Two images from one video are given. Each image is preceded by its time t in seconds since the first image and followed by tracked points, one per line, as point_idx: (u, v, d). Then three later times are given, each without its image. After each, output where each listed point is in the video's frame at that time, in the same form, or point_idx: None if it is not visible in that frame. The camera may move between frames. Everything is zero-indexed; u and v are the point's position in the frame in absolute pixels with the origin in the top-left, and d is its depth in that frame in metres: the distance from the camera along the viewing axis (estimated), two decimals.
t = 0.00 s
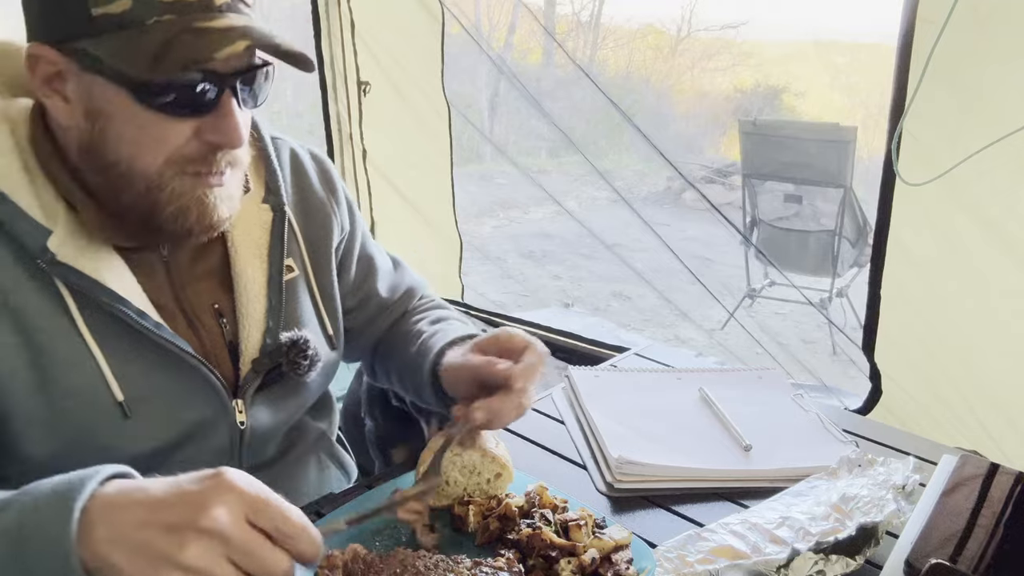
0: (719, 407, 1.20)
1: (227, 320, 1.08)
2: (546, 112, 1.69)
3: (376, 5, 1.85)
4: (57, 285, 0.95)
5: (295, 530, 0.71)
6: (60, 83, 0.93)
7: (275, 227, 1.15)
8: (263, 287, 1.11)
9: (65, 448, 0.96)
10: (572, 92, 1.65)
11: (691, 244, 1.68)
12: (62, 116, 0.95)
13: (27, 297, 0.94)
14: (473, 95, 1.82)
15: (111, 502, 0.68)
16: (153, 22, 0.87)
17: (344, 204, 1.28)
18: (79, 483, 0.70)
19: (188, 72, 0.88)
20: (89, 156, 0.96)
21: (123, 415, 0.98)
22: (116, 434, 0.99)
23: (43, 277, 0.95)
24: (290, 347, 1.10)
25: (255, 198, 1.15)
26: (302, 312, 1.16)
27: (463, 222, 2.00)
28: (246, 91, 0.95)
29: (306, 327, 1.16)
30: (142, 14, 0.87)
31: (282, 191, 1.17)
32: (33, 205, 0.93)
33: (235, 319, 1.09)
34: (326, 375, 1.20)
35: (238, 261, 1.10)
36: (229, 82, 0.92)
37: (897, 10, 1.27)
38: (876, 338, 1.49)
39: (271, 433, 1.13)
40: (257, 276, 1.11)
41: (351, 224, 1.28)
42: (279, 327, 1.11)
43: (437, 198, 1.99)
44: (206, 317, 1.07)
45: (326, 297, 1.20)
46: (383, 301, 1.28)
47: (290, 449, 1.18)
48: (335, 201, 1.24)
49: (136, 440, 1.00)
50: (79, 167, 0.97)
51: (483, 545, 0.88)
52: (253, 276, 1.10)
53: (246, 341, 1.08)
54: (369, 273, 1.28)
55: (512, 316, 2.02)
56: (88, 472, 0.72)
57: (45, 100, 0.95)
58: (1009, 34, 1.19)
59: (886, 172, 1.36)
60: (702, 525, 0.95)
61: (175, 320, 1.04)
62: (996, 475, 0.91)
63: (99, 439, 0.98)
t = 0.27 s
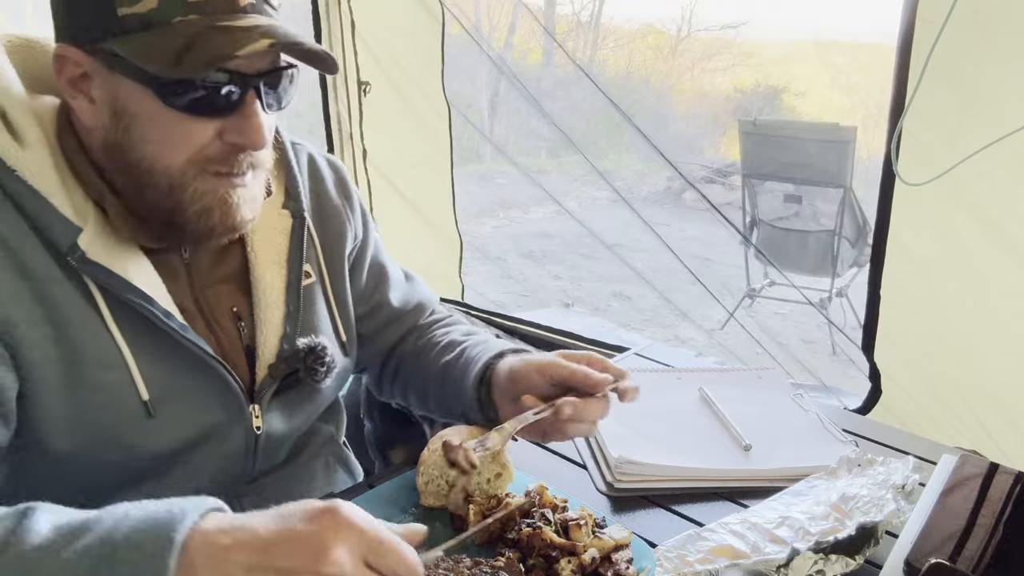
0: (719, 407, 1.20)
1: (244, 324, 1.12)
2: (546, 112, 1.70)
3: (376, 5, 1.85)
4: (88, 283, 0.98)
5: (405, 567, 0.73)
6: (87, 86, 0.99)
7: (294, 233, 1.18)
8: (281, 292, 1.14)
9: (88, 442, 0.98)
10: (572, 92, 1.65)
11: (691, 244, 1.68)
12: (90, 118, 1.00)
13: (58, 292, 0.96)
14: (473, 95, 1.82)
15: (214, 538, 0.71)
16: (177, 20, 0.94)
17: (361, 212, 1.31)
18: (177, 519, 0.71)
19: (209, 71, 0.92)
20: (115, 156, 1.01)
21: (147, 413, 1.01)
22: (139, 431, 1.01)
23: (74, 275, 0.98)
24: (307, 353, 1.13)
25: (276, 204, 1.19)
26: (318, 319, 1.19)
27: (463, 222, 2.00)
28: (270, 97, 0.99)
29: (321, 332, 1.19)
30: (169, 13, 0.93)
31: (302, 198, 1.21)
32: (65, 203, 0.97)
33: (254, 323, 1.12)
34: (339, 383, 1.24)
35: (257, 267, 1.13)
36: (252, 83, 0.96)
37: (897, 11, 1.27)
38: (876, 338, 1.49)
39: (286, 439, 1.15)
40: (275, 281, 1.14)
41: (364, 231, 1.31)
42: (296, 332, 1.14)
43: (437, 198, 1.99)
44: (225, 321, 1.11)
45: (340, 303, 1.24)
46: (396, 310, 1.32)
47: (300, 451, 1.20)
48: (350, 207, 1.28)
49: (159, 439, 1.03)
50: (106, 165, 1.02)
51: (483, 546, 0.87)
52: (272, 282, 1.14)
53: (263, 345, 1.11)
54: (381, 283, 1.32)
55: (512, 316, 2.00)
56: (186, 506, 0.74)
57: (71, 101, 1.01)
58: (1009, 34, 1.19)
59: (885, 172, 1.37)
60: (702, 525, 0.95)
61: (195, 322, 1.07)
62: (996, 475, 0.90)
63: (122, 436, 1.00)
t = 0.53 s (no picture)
0: (719, 407, 1.20)
1: (265, 334, 1.13)
2: (546, 112, 1.70)
3: (377, 5, 1.85)
4: (114, 296, 0.98)
5: None
6: (112, 90, 0.99)
7: (316, 243, 1.20)
8: (302, 303, 1.16)
9: (112, 455, 0.98)
10: (572, 92, 1.65)
11: (691, 244, 1.68)
12: (114, 122, 1.01)
13: (84, 303, 0.96)
14: (473, 95, 1.82)
15: None
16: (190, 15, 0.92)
17: (380, 219, 1.33)
18: None
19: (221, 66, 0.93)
20: (136, 161, 1.01)
21: (170, 426, 1.02)
22: (163, 444, 1.02)
23: (100, 288, 0.97)
24: (327, 367, 1.15)
25: (298, 214, 1.21)
26: (337, 331, 1.21)
27: (463, 222, 2.00)
28: (287, 96, 1.00)
29: (339, 344, 1.21)
30: (175, 7, 0.92)
31: (324, 207, 1.23)
32: (92, 214, 0.97)
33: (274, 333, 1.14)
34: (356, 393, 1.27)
35: (279, 278, 1.15)
36: (266, 83, 0.96)
37: (897, 11, 1.27)
38: (876, 338, 1.49)
39: (304, 450, 1.17)
40: (297, 293, 1.16)
41: (382, 239, 1.33)
42: (316, 344, 1.16)
43: (437, 198, 1.99)
44: (247, 333, 1.12)
45: (358, 313, 1.26)
46: (417, 316, 1.33)
47: (315, 459, 1.21)
48: (370, 216, 1.30)
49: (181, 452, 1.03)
50: (126, 171, 1.03)
51: (484, 545, 0.87)
52: (293, 294, 1.15)
53: (283, 356, 1.12)
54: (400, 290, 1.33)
55: (512, 317, 2.02)
56: None
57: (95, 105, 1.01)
58: (1009, 34, 1.19)
59: (885, 172, 1.37)
60: (701, 526, 0.95)
61: (218, 333, 1.08)
62: (995, 475, 0.91)
63: (144, 449, 1.00)
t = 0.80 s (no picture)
0: (719, 407, 1.20)
1: (278, 345, 1.12)
2: (546, 112, 1.70)
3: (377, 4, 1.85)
4: (129, 305, 0.99)
5: None
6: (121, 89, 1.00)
7: (337, 258, 1.20)
8: (321, 318, 1.16)
9: (122, 463, 0.99)
10: (572, 92, 1.65)
11: (691, 244, 1.68)
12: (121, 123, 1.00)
13: (99, 312, 0.96)
14: (473, 95, 1.82)
15: None
16: None
17: (402, 234, 1.33)
18: None
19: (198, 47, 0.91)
20: (132, 156, 1.00)
21: (180, 436, 1.02)
22: (172, 453, 1.02)
23: (115, 295, 0.98)
24: (341, 385, 1.14)
25: (319, 226, 1.20)
26: (352, 346, 1.22)
27: (463, 222, 2.00)
28: (292, 98, 1.00)
29: (353, 359, 1.21)
30: None
31: (347, 221, 1.22)
32: (112, 224, 0.97)
33: (289, 346, 1.13)
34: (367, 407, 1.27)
35: (299, 292, 1.14)
36: (243, 66, 0.94)
37: (897, 11, 1.27)
38: (876, 337, 1.50)
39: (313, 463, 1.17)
40: (316, 308, 1.16)
41: (404, 254, 1.34)
42: (332, 360, 1.16)
43: (437, 198, 1.99)
44: (260, 343, 1.11)
45: (374, 327, 1.26)
46: (433, 328, 1.34)
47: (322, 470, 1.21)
48: (392, 231, 1.30)
49: (190, 462, 1.03)
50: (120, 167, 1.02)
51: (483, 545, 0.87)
52: (311, 308, 1.15)
53: (297, 371, 1.12)
54: (418, 303, 1.33)
55: (512, 316, 2.03)
56: None
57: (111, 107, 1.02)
58: (1009, 34, 1.19)
59: (885, 172, 1.37)
60: (701, 526, 0.95)
61: (230, 343, 1.07)
62: (996, 475, 0.91)
63: (154, 457, 1.00)
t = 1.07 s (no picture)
0: (719, 408, 1.20)
1: (285, 349, 1.12)
2: (546, 112, 1.70)
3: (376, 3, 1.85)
4: (138, 311, 0.98)
5: None
6: (128, 96, 0.99)
7: (344, 262, 1.20)
8: (327, 322, 1.16)
9: (129, 467, 0.99)
10: (572, 92, 1.65)
11: (691, 244, 1.68)
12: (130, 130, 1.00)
13: (108, 317, 0.96)
14: (474, 94, 1.82)
15: None
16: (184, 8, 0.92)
17: (408, 239, 1.34)
18: None
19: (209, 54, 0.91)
20: (141, 165, 1.00)
21: (188, 441, 1.02)
22: (179, 456, 1.02)
23: (124, 300, 0.98)
24: (347, 390, 1.13)
25: (326, 232, 1.20)
26: (358, 351, 1.21)
27: (463, 221, 2.01)
28: (301, 104, 0.99)
29: (359, 364, 1.21)
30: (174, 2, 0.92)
31: (353, 226, 1.23)
32: (122, 229, 0.97)
33: (295, 351, 1.13)
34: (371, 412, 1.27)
35: (305, 296, 1.14)
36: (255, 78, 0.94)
37: (898, 10, 1.27)
38: (876, 337, 1.50)
39: (318, 465, 1.18)
40: (322, 312, 1.16)
41: (409, 259, 1.34)
42: (337, 364, 1.16)
43: (437, 197, 1.99)
44: (266, 346, 1.11)
45: (379, 333, 1.26)
46: (438, 332, 1.33)
47: (325, 472, 1.22)
48: (399, 236, 1.30)
49: (196, 467, 1.04)
50: (130, 172, 1.01)
51: (483, 545, 0.87)
52: (318, 313, 1.15)
53: (303, 375, 1.12)
54: (422, 306, 1.34)
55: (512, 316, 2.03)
56: None
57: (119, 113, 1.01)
58: (1009, 34, 1.19)
59: (885, 172, 1.37)
60: (701, 525, 0.95)
61: (239, 347, 1.07)
62: (995, 475, 0.89)
63: (160, 462, 1.01)
